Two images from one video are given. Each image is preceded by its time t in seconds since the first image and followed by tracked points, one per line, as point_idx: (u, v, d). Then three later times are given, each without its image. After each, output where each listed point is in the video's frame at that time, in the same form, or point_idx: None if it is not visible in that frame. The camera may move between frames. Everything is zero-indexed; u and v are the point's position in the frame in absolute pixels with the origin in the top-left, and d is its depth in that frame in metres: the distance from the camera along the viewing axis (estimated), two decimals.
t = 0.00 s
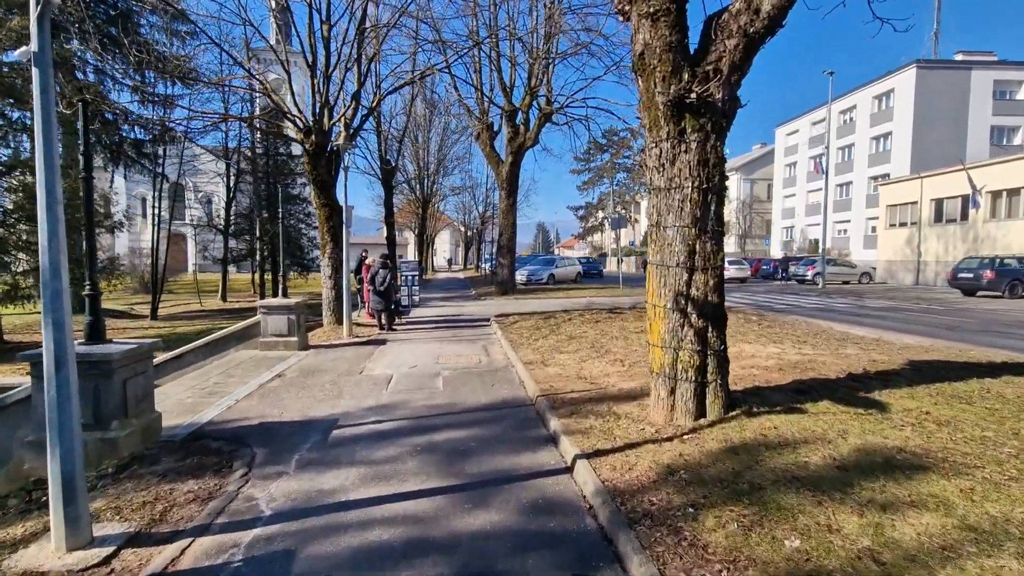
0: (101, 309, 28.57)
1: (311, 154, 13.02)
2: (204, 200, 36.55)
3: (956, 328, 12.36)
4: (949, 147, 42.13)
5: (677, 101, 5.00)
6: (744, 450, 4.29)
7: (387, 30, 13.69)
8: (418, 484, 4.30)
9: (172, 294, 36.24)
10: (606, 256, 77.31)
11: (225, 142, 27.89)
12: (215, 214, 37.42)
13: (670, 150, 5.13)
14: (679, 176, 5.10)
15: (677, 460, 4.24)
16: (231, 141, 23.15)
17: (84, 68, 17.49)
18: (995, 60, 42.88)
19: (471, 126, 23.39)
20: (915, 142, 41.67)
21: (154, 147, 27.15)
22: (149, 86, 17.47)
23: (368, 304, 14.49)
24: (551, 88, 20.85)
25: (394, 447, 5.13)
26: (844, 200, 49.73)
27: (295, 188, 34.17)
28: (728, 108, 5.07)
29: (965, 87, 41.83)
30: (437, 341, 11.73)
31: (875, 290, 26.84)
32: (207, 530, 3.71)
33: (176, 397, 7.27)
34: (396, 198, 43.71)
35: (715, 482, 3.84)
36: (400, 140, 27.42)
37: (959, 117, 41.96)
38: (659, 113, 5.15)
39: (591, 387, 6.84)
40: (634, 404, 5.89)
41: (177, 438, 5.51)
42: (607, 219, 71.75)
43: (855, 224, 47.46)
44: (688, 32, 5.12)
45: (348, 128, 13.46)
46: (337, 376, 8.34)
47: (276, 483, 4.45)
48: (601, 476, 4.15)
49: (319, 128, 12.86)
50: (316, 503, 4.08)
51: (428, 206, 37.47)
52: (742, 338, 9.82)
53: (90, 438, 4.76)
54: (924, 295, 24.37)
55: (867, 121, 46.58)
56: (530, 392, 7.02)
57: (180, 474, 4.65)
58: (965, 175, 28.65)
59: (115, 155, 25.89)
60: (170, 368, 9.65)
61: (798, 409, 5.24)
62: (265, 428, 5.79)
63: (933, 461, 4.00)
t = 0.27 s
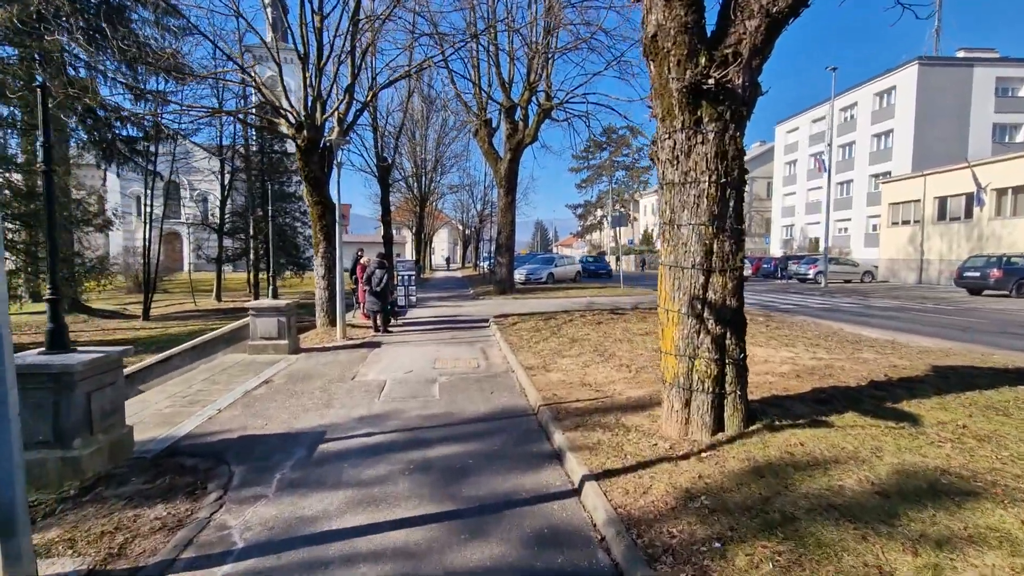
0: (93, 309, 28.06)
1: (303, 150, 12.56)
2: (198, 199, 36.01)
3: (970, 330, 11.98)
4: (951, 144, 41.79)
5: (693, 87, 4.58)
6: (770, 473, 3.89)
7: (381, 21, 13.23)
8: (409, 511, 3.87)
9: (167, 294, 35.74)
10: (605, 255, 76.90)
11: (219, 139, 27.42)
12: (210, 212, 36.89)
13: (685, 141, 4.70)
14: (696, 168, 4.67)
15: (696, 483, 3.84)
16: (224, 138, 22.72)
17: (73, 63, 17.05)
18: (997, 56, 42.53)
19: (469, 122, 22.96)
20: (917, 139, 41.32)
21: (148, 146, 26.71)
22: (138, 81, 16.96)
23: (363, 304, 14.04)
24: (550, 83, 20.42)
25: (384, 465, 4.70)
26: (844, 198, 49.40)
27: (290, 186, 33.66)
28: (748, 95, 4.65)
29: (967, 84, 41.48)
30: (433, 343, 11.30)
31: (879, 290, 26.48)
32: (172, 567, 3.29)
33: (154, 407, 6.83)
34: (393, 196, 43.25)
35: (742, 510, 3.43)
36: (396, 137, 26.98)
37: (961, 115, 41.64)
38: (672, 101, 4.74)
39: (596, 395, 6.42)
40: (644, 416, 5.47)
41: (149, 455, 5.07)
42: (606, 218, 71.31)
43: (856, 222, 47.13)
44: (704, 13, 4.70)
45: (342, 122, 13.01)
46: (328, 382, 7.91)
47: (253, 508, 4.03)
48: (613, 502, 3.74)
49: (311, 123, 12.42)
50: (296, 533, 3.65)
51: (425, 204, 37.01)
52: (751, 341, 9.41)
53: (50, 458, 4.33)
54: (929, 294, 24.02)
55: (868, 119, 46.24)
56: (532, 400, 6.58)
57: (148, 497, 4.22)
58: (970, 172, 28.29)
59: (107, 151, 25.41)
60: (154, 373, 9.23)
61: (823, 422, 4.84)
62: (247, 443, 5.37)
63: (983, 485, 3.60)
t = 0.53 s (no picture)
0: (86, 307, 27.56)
1: (296, 143, 12.08)
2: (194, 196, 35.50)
3: (989, 331, 11.54)
4: (956, 141, 41.35)
5: (717, 65, 4.14)
6: (807, 499, 3.44)
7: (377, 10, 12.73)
8: (398, 541, 3.42)
9: (162, 292, 35.23)
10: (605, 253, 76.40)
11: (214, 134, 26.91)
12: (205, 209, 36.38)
13: (707, 125, 4.25)
14: (719, 156, 4.23)
15: (724, 511, 3.40)
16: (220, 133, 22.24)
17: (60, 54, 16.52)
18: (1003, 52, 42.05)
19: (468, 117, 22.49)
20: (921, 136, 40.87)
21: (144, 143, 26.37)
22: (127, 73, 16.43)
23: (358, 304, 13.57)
24: (552, 76, 19.92)
25: (373, 485, 4.24)
26: (847, 196, 48.95)
27: (286, 183, 33.14)
28: (777, 74, 4.20)
29: (972, 80, 41.03)
30: (431, 345, 10.84)
31: (885, 288, 26.03)
32: None
33: (130, 415, 6.37)
34: (391, 193, 42.76)
35: (781, 545, 2.99)
36: (394, 132, 26.49)
37: (966, 112, 41.20)
38: (693, 81, 4.29)
39: (604, 404, 5.96)
40: (658, 428, 5.02)
41: (115, 471, 4.61)
42: (606, 215, 70.79)
43: (858, 220, 46.68)
44: None
45: (337, 115, 12.54)
46: (317, 388, 7.46)
47: (224, 536, 3.58)
48: (631, 532, 3.28)
49: (304, 116, 11.95)
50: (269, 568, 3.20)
51: (424, 202, 36.52)
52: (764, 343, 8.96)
53: None
54: (936, 293, 23.59)
55: (871, 116, 45.78)
56: (535, 408, 6.13)
57: (108, 522, 3.76)
58: (978, 169, 27.83)
59: (101, 147, 24.96)
60: (136, 377, 8.76)
61: (857, 436, 4.39)
62: (225, 457, 4.92)
63: None
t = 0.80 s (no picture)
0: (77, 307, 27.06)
1: (286, 138, 11.61)
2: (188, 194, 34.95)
3: (1003, 333, 11.16)
4: (958, 139, 41.01)
5: (739, 45, 3.73)
6: (847, 538, 3.03)
7: None
8: None
9: (156, 291, 34.73)
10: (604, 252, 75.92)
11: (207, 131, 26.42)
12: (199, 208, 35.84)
13: (727, 112, 3.83)
14: (739, 147, 3.81)
15: (752, 552, 2.99)
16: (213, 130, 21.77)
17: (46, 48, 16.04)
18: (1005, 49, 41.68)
19: (466, 114, 22.04)
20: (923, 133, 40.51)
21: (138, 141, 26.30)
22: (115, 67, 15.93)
23: (352, 304, 13.12)
24: (551, 71, 19.47)
25: (355, 513, 3.82)
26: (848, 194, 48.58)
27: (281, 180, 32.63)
28: (806, 55, 3.78)
29: (975, 77, 40.66)
30: (426, 348, 10.40)
31: (889, 288, 25.69)
32: None
33: (101, 427, 5.94)
34: (388, 191, 42.27)
35: None
36: (391, 129, 26.03)
37: (968, 109, 40.85)
38: (711, 63, 3.87)
39: (610, 416, 5.54)
40: (669, 445, 4.61)
41: (72, 495, 4.18)
42: (605, 214, 70.36)
43: (860, 219, 46.34)
44: None
45: (328, 108, 12.09)
46: (303, 397, 7.01)
47: None
48: (647, 575, 2.87)
49: (294, 110, 11.50)
50: None
51: (421, 200, 36.06)
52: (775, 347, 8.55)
53: None
54: (941, 292, 23.23)
55: (872, 113, 45.40)
56: (535, 420, 5.70)
57: (55, 560, 3.33)
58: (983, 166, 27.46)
59: (94, 144, 24.49)
60: (115, 383, 8.31)
61: (889, 458, 3.98)
62: (196, 480, 4.49)
63: None
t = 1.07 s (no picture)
0: (68, 308, 26.53)
1: (274, 132, 11.14)
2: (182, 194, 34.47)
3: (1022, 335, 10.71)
4: (961, 139, 40.65)
5: (768, 5, 3.26)
6: None
7: None
8: None
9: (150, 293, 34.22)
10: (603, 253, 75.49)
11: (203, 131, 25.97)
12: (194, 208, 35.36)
13: (752, 83, 3.36)
14: (768, 123, 3.33)
15: None
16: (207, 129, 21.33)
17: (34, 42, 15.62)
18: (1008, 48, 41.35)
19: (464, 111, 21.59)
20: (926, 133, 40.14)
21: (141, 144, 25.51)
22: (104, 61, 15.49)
23: (344, 305, 12.64)
24: (551, 67, 19.03)
25: (328, 542, 3.34)
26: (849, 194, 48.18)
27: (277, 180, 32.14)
28: (843, 18, 3.31)
29: (978, 77, 40.29)
30: (420, 351, 9.93)
31: (894, 289, 25.27)
32: None
33: (60, 438, 5.45)
34: (386, 191, 41.78)
35: None
36: (388, 127, 25.57)
37: (971, 109, 40.48)
38: (735, 27, 3.41)
39: (616, 426, 5.06)
40: (684, 461, 4.12)
41: (10, 520, 3.70)
42: (605, 215, 69.96)
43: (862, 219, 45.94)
44: None
45: (319, 101, 11.61)
46: (286, 404, 6.54)
47: None
48: None
49: (283, 102, 11.04)
50: None
51: (419, 200, 35.61)
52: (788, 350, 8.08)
53: None
54: (948, 293, 22.81)
55: (874, 113, 45.03)
56: (534, 431, 5.22)
57: None
58: (989, 165, 27.05)
59: (87, 144, 24.08)
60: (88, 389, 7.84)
61: (937, 478, 3.50)
62: (154, 501, 4.00)
63: None
